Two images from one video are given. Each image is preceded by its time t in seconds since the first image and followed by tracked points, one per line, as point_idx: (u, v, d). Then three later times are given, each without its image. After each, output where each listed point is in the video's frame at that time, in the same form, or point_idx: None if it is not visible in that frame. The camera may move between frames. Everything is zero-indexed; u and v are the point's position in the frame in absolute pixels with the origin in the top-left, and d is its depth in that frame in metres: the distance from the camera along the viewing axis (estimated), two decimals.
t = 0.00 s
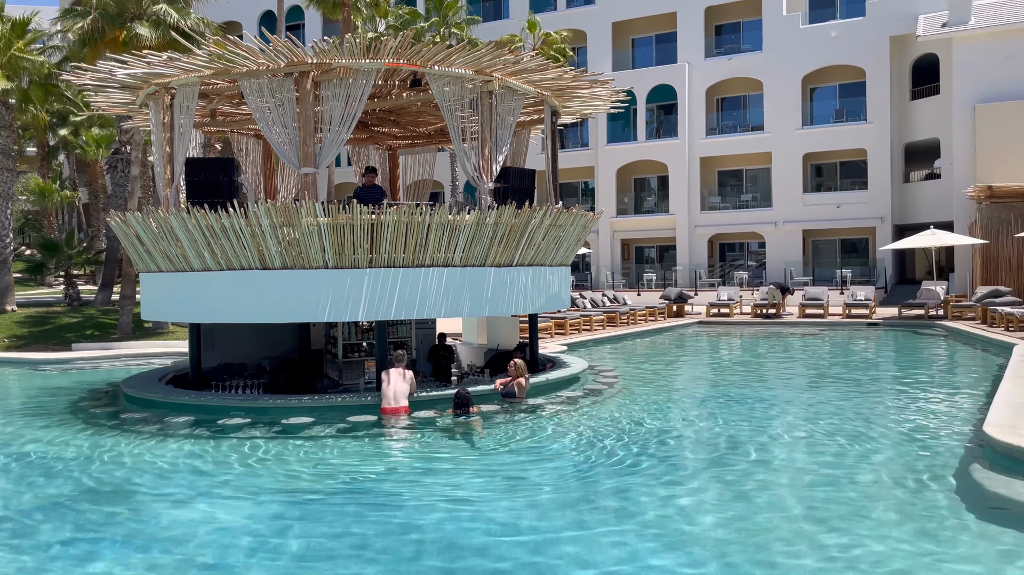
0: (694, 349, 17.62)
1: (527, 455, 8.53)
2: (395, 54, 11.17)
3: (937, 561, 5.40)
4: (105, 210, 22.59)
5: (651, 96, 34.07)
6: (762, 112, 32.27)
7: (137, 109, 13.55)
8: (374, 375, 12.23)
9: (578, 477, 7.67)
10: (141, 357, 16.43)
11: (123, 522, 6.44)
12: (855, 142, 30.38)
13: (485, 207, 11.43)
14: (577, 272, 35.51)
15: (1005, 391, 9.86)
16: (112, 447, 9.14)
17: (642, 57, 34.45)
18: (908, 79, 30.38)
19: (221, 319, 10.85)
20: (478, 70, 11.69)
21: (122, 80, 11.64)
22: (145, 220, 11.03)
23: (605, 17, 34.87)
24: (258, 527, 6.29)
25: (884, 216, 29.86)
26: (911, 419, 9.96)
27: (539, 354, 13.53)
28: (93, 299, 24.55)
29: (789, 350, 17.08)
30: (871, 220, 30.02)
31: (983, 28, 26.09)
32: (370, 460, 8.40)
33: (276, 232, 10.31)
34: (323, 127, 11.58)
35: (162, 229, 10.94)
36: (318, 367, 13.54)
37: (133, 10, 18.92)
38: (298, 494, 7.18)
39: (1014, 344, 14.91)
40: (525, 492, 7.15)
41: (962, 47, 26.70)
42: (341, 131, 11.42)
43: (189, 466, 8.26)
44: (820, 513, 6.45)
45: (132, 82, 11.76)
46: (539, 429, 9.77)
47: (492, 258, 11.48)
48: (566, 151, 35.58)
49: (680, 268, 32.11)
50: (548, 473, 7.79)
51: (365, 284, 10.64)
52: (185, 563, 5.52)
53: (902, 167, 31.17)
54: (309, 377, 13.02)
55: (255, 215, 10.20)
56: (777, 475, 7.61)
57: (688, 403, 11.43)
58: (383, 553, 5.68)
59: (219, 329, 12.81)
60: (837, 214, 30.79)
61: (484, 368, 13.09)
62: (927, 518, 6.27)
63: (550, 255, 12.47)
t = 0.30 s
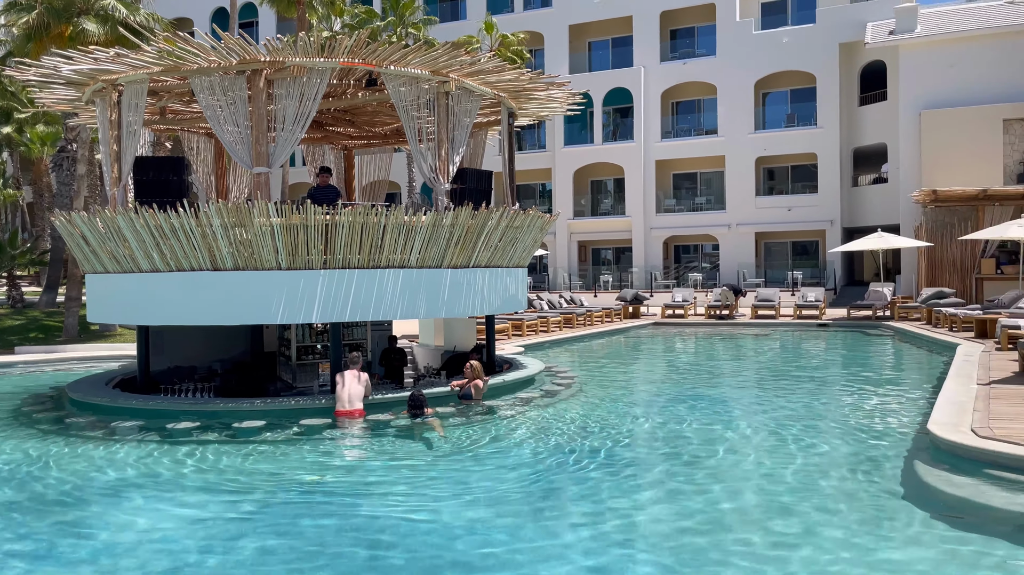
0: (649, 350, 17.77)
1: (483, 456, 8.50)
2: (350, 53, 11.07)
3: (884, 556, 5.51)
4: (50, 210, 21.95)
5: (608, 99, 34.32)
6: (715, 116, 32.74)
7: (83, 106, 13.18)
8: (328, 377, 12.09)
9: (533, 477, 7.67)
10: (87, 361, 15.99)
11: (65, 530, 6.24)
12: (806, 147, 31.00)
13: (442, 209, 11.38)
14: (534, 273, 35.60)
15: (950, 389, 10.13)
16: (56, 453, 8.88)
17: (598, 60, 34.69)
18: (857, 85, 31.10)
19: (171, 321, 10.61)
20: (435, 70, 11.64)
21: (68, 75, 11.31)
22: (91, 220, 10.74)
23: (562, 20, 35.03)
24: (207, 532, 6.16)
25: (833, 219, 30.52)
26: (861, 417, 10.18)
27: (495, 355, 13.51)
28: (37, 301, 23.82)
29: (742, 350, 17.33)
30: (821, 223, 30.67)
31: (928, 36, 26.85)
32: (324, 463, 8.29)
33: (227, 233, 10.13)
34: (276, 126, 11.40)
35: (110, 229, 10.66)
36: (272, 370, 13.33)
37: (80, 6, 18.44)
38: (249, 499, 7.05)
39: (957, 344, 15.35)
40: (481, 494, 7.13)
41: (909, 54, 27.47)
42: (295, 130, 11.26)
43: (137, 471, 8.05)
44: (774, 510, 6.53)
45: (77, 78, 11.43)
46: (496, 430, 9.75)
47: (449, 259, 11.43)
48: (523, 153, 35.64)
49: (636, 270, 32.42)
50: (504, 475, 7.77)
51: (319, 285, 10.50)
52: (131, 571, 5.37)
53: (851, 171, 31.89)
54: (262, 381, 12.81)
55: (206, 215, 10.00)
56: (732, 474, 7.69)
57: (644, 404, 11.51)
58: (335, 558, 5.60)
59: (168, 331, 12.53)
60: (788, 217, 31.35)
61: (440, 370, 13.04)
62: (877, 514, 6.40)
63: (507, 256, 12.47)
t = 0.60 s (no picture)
0: (604, 351, 17.89)
1: (438, 459, 8.46)
2: (302, 52, 10.93)
3: (830, 552, 5.64)
4: None
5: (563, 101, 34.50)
6: (669, 120, 33.13)
7: (24, 103, 12.80)
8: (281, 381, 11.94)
9: (489, 479, 7.67)
10: (29, 365, 15.52)
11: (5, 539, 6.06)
12: (757, 151, 31.56)
13: (397, 210, 11.31)
14: (491, 275, 35.62)
15: (894, 387, 10.40)
16: None
17: (553, 63, 34.86)
18: (805, 91, 31.77)
19: (117, 324, 10.36)
20: (389, 70, 11.57)
21: (9, 71, 10.97)
22: (33, 220, 10.43)
23: (517, 22, 35.12)
24: (155, 539, 6.03)
25: (784, 222, 31.13)
26: (809, 416, 10.39)
27: (451, 357, 13.46)
28: None
29: (695, 351, 17.57)
30: (771, 226, 31.25)
31: (874, 44, 27.54)
32: (276, 467, 8.17)
33: (176, 234, 9.91)
34: (226, 125, 11.22)
35: (53, 229, 10.36)
36: (222, 375, 13.11)
37: None
38: (198, 504, 6.92)
39: (902, 343, 15.77)
40: (436, 496, 7.10)
41: (855, 61, 28.15)
42: (246, 129, 11.09)
43: (81, 478, 7.84)
44: (724, 508, 6.63)
45: (19, 74, 11.10)
46: (451, 432, 9.72)
47: (404, 260, 11.36)
48: (479, 154, 35.63)
49: (591, 272, 32.69)
50: (459, 477, 7.75)
51: (271, 287, 10.35)
52: None
53: (801, 175, 32.56)
54: (212, 385, 12.58)
55: (153, 216, 9.78)
56: (684, 473, 7.79)
57: (598, 404, 11.60)
58: (288, 563, 5.53)
59: (115, 334, 12.24)
60: (740, 219, 31.88)
61: (395, 372, 12.97)
62: (824, 510, 6.54)
63: (462, 258, 12.44)
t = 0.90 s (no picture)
0: (559, 352, 17.97)
1: (392, 463, 8.39)
2: (252, 51, 10.74)
3: (779, 549, 5.74)
4: None
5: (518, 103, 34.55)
6: (623, 123, 33.40)
7: None
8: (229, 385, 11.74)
9: (442, 483, 7.64)
10: None
11: None
12: (708, 154, 32.01)
13: (349, 211, 11.21)
14: (445, 277, 35.52)
15: (841, 386, 10.65)
16: None
17: (508, 65, 34.88)
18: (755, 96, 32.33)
19: (59, 328, 10.06)
20: (341, 70, 11.45)
21: None
22: None
23: (472, 24, 35.09)
24: (98, 550, 5.86)
25: (734, 224, 31.65)
26: (760, 415, 10.57)
27: (405, 360, 13.35)
28: None
29: (648, 352, 17.72)
30: (722, 228, 31.72)
31: (822, 49, 28.15)
32: (225, 474, 8.02)
33: (120, 235, 9.67)
34: (173, 125, 10.97)
35: None
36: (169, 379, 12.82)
37: None
38: (144, 513, 6.75)
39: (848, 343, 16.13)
40: (389, 501, 7.04)
41: (803, 66, 28.73)
42: (194, 129, 10.86)
43: (20, 488, 7.58)
44: (678, 508, 6.71)
45: None
46: (404, 436, 9.65)
47: (356, 262, 11.24)
48: (434, 156, 35.48)
49: (546, 273, 32.89)
50: (413, 481, 7.69)
51: (220, 289, 10.14)
52: None
53: (751, 178, 33.14)
54: (159, 389, 12.30)
55: (96, 217, 9.52)
56: (637, 474, 7.86)
57: (553, 406, 11.64)
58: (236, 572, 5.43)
59: (56, 338, 11.90)
60: (691, 222, 32.29)
61: (348, 376, 12.85)
62: (775, 509, 6.65)
63: (416, 259, 12.36)
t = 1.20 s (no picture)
0: (515, 354, 17.99)
1: (346, 468, 8.31)
2: (200, 50, 10.54)
3: (729, 547, 5.83)
4: None
5: (472, 105, 34.51)
6: (577, 126, 33.60)
7: None
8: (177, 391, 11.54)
9: (396, 487, 7.59)
10: None
11: None
12: (661, 157, 32.36)
13: (301, 213, 11.08)
14: (400, 279, 35.29)
15: (789, 385, 10.87)
16: None
17: (462, 67, 34.82)
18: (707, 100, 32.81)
19: None
20: (292, 71, 11.32)
21: None
22: None
23: (426, 25, 34.96)
24: (41, 562, 5.70)
25: (686, 227, 32.06)
26: (712, 415, 10.72)
27: (359, 363, 13.24)
28: None
29: (602, 353, 17.84)
30: (675, 230, 32.12)
31: (770, 55, 28.68)
32: (173, 481, 7.85)
33: (62, 237, 9.44)
34: (117, 125, 10.72)
35: None
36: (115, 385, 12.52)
37: None
38: (88, 523, 6.57)
39: (796, 343, 16.46)
40: (342, 506, 6.98)
41: (753, 72, 29.19)
42: (140, 128, 10.62)
43: None
44: (632, 508, 6.77)
45: None
46: (358, 440, 9.57)
47: (308, 265, 11.10)
48: (388, 157, 35.24)
49: (502, 276, 32.91)
50: (366, 486, 7.63)
51: (167, 292, 9.92)
52: None
53: (702, 181, 33.62)
54: (104, 396, 12.00)
55: (38, 218, 9.30)
56: (592, 475, 7.91)
57: (508, 407, 11.65)
58: None
59: None
60: (645, 224, 32.63)
61: (299, 380, 12.70)
62: (727, 507, 6.76)
63: (370, 262, 12.26)
